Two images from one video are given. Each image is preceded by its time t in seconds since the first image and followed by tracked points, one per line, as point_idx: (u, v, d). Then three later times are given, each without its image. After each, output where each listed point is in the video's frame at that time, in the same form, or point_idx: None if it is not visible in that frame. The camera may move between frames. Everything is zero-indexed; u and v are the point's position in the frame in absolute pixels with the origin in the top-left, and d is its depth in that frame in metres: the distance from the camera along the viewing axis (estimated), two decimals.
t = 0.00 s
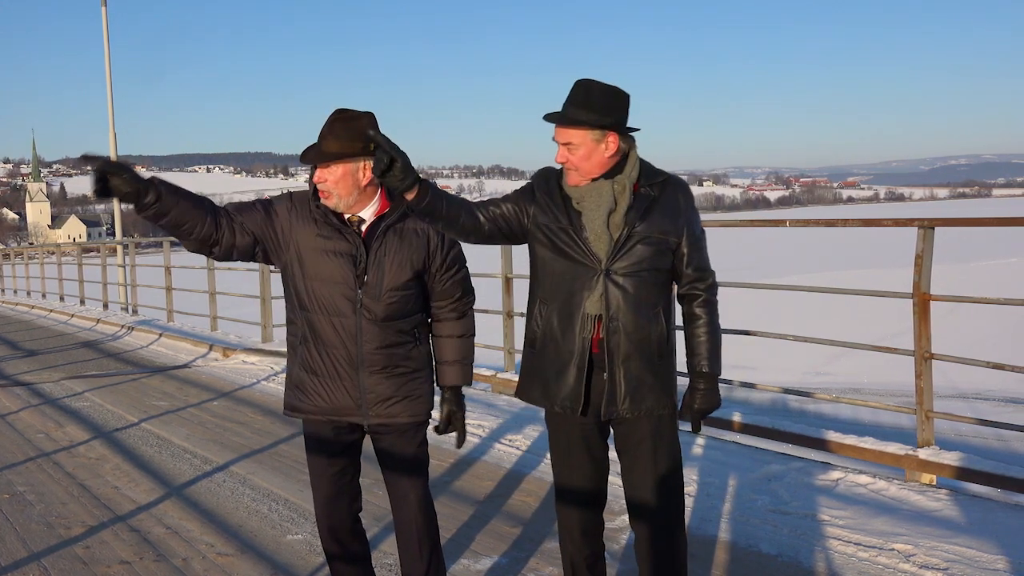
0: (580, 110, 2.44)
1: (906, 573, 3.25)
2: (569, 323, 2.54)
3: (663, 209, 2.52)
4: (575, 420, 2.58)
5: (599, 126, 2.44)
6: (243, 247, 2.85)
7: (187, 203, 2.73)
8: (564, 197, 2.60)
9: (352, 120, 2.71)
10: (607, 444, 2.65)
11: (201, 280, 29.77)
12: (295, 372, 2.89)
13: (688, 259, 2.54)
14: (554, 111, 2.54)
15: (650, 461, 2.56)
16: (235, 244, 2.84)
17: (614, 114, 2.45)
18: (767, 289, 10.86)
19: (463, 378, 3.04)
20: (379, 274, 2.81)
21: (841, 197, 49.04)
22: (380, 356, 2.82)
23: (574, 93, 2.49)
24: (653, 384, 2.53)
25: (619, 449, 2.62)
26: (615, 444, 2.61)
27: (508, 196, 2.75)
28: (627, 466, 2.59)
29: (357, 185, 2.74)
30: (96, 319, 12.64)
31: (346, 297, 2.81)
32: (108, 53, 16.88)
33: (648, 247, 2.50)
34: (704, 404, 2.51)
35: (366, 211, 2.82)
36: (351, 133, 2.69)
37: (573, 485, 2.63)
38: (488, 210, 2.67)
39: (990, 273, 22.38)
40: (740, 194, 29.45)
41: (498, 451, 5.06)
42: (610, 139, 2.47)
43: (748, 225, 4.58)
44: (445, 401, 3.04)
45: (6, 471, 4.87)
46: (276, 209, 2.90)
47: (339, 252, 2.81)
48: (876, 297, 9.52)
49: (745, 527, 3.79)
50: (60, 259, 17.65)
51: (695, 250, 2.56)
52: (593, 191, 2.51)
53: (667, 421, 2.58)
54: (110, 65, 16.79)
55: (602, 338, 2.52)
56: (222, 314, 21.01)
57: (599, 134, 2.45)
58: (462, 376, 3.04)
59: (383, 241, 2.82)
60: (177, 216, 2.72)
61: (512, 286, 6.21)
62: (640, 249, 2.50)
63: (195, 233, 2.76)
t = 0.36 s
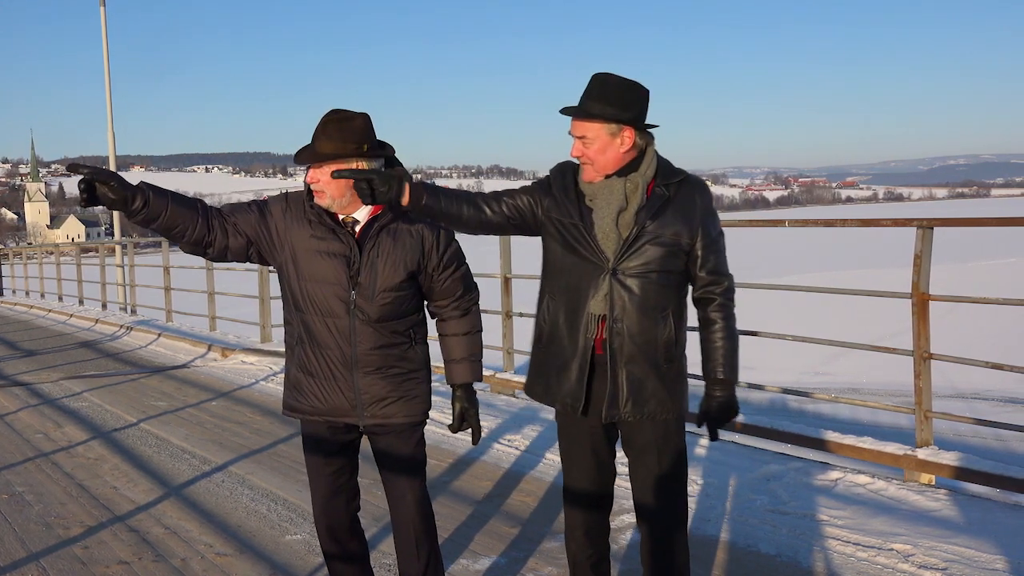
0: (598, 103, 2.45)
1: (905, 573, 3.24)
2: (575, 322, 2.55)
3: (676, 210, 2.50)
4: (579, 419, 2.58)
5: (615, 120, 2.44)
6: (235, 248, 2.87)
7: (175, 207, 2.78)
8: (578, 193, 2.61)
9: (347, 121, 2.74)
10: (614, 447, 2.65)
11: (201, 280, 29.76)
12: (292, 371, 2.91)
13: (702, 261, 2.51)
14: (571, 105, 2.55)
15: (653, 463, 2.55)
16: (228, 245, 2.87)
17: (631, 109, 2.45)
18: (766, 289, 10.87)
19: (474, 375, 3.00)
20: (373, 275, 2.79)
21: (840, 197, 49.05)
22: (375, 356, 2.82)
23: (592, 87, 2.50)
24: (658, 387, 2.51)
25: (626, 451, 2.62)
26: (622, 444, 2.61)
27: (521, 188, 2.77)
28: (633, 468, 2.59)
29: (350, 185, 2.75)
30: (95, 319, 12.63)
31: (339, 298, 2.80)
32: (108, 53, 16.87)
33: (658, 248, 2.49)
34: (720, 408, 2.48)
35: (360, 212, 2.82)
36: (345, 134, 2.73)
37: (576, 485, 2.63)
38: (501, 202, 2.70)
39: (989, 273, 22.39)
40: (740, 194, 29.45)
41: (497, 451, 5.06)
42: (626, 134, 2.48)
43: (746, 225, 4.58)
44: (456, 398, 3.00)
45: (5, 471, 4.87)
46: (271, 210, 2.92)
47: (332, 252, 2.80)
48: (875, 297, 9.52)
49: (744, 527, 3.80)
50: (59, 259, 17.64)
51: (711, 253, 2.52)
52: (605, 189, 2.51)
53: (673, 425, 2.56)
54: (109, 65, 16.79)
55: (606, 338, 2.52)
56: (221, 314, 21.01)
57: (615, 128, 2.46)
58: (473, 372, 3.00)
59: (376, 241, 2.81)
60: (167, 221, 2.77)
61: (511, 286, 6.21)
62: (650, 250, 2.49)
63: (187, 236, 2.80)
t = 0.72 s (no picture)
0: (609, 100, 2.45)
1: (904, 573, 3.24)
2: (585, 322, 2.56)
3: (687, 209, 2.49)
4: (582, 420, 2.59)
5: (626, 118, 2.45)
6: (229, 250, 2.87)
7: (169, 209, 2.78)
8: (589, 194, 2.62)
9: (343, 120, 2.75)
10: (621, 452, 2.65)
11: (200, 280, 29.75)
12: (289, 371, 2.91)
13: (714, 261, 2.50)
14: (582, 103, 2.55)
15: (656, 464, 2.55)
16: (222, 247, 2.87)
17: (642, 106, 2.46)
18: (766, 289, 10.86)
19: (468, 375, 3.00)
20: (368, 275, 2.79)
21: (839, 197, 49.04)
22: (371, 356, 2.81)
23: (603, 84, 2.50)
24: (665, 388, 2.51)
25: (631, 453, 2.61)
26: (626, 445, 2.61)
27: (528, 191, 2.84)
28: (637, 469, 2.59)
29: (346, 185, 2.76)
30: (94, 319, 12.62)
31: (334, 298, 2.80)
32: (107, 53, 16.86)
33: (668, 248, 2.49)
34: (728, 411, 2.51)
35: (355, 212, 2.83)
36: (341, 133, 2.73)
37: (579, 487, 2.63)
38: (513, 205, 2.77)
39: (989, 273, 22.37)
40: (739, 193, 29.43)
41: (496, 450, 5.06)
42: (637, 132, 2.48)
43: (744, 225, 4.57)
44: (451, 398, 3.00)
45: (4, 471, 4.87)
46: (265, 212, 2.92)
47: (327, 252, 2.80)
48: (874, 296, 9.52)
49: (743, 526, 3.80)
50: (58, 259, 17.63)
51: (724, 253, 2.51)
52: (615, 188, 2.51)
53: (681, 426, 2.56)
54: (107, 65, 16.77)
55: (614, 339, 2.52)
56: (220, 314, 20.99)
57: (626, 126, 2.46)
58: (467, 372, 3.00)
59: (371, 240, 2.80)
60: (161, 222, 2.78)
61: (510, 286, 6.20)
62: (660, 251, 2.49)
63: (182, 238, 2.80)
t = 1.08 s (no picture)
0: (622, 98, 2.46)
1: (904, 573, 3.24)
2: (592, 324, 2.56)
3: (695, 209, 2.49)
4: (585, 421, 2.59)
5: (638, 116, 2.45)
6: (229, 252, 2.87)
7: (168, 212, 2.79)
8: (598, 193, 2.62)
9: (343, 121, 2.75)
10: (626, 455, 2.64)
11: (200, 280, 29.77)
12: (289, 372, 2.91)
13: (723, 263, 2.49)
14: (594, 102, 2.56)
15: (658, 465, 2.55)
16: (221, 249, 2.87)
17: (653, 105, 2.46)
18: (766, 289, 10.87)
19: (468, 376, 3.00)
20: (368, 276, 2.79)
21: (840, 197, 49.03)
22: (370, 357, 2.81)
23: (615, 82, 2.51)
24: (671, 391, 2.51)
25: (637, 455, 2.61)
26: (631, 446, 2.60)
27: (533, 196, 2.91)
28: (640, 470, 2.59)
29: (345, 185, 2.77)
30: (94, 319, 12.63)
31: (333, 299, 2.80)
32: (107, 53, 16.86)
33: (675, 250, 2.48)
34: (741, 418, 2.49)
35: (355, 213, 2.83)
36: (341, 134, 2.74)
37: (582, 487, 2.64)
38: (522, 209, 2.83)
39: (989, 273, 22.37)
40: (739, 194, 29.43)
41: (496, 451, 5.06)
42: (648, 131, 2.48)
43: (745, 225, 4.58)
44: (449, 399, 2.98)
45: (4, 471, 4.87)
46: (264, 214, 2.92)
47: (326, 253, 2.81)
48: (874, 297, 9.52)
49: (743, 527, 3.80)
50: (58, 259, 17.63)
51: (734, 255, 2.50)
52: (624, 188, 2.52)
53: (687, 429, 2.56)
54: (107, 65, 16.78)
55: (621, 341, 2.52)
56: (220, 313, 21.02)
57: (638, 125, 2.47)
58: (466, 374, 3.00)
59: (369, 242, 2.80)
60: (161, 225, 2.78)
61: (510, 287, 6.20)
62: (668, 252, 2.48)
63: (181, 241, 2.81)
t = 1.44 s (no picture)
0: (635, 93, 2.47)
1: (904, 573, 3.24)
2: (597, 327, 2.57)
3: (699, 211, 2.48)
4: (588, 423, 2.60)
5: (650, 113, 2.46)
6: (235, 250, 2.89)
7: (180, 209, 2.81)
8: (603, 192, 2.63)
9: (351, 118, 2.79)
10: (626, 456, 2.64)
11: (200, 280, 29.73)
12: (287, 371, 2.91)
13: (727, 265, 2.48)
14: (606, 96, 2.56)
15: (658, 466, 2.55)
16: (227, 247, 2.88)
17: (664, 102, 2.47)
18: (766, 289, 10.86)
19: (467, 378, 3.01)
20: (366, 275, 2.79)
21: (840, 197, 49.01)
22: (368, 356, 2.81)
23: (627, 78, 2.52)
24: (673, 394, 2.50)
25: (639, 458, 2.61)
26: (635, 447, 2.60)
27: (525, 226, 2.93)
28: (642, 470, 2.58)
29: (350, 181, 2.79)
30: (94, 319, 12.61)
31: (332, 297, 2.80)
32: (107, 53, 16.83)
33: (678, 252, 2.48)
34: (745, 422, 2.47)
35: (356, 209, 2.85)
36: (349, 130, 2.76)
37: (580, 488, 2.63)
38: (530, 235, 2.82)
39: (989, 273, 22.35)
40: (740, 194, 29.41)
41: (496, 451, 5.06)
42: (659, 128, 2.49)
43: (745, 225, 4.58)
44: (447, 402, 2.98)
45: (4, 471, 4.87)
46: (268, 214, 2.94)
47: (326, 251, 2.80)
48: (874, 296, 9.51)
49: (743, 527, 3.80)
50: (58, 259, 17.60)
51: (738, 258, 2.49)
52: (629, 188, 2.51)
53: (689, 432, 2.55)
54: (106, 64, 16.77)
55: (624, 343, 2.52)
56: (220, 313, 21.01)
57: (649, 121, 2.47)
58: (465, 376, 3.01)
59: (369, 240, 2.80)
60: (169, 222, 2.79)
61: (510, 286, 6.20)
62: (671, 254, 2.48)
63: (188, 237, 2.81)
